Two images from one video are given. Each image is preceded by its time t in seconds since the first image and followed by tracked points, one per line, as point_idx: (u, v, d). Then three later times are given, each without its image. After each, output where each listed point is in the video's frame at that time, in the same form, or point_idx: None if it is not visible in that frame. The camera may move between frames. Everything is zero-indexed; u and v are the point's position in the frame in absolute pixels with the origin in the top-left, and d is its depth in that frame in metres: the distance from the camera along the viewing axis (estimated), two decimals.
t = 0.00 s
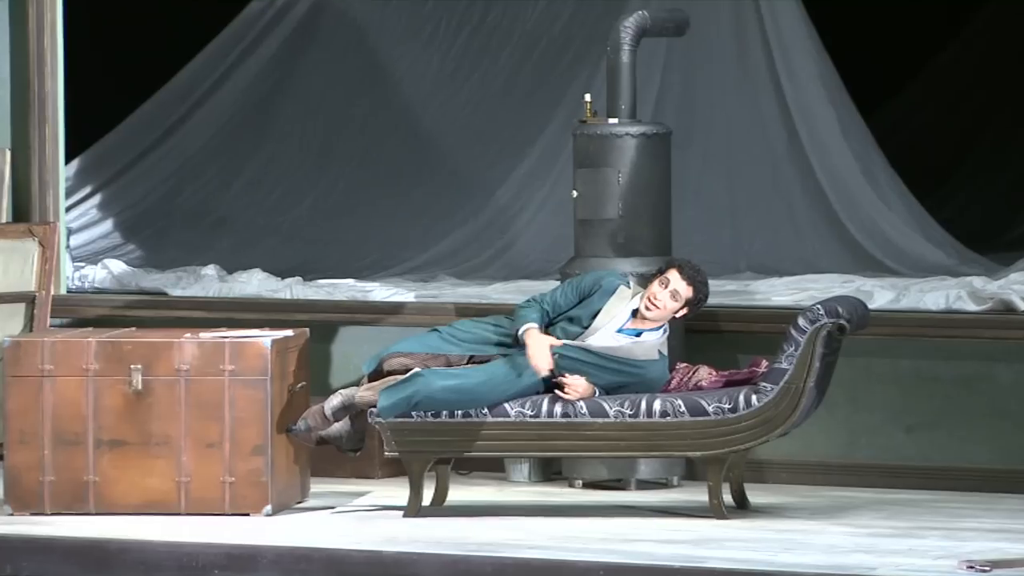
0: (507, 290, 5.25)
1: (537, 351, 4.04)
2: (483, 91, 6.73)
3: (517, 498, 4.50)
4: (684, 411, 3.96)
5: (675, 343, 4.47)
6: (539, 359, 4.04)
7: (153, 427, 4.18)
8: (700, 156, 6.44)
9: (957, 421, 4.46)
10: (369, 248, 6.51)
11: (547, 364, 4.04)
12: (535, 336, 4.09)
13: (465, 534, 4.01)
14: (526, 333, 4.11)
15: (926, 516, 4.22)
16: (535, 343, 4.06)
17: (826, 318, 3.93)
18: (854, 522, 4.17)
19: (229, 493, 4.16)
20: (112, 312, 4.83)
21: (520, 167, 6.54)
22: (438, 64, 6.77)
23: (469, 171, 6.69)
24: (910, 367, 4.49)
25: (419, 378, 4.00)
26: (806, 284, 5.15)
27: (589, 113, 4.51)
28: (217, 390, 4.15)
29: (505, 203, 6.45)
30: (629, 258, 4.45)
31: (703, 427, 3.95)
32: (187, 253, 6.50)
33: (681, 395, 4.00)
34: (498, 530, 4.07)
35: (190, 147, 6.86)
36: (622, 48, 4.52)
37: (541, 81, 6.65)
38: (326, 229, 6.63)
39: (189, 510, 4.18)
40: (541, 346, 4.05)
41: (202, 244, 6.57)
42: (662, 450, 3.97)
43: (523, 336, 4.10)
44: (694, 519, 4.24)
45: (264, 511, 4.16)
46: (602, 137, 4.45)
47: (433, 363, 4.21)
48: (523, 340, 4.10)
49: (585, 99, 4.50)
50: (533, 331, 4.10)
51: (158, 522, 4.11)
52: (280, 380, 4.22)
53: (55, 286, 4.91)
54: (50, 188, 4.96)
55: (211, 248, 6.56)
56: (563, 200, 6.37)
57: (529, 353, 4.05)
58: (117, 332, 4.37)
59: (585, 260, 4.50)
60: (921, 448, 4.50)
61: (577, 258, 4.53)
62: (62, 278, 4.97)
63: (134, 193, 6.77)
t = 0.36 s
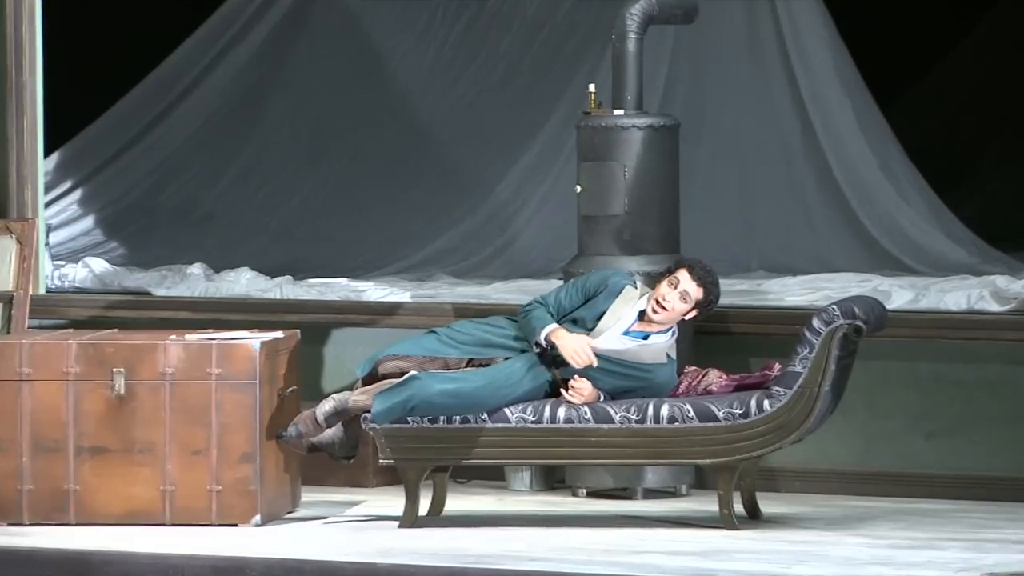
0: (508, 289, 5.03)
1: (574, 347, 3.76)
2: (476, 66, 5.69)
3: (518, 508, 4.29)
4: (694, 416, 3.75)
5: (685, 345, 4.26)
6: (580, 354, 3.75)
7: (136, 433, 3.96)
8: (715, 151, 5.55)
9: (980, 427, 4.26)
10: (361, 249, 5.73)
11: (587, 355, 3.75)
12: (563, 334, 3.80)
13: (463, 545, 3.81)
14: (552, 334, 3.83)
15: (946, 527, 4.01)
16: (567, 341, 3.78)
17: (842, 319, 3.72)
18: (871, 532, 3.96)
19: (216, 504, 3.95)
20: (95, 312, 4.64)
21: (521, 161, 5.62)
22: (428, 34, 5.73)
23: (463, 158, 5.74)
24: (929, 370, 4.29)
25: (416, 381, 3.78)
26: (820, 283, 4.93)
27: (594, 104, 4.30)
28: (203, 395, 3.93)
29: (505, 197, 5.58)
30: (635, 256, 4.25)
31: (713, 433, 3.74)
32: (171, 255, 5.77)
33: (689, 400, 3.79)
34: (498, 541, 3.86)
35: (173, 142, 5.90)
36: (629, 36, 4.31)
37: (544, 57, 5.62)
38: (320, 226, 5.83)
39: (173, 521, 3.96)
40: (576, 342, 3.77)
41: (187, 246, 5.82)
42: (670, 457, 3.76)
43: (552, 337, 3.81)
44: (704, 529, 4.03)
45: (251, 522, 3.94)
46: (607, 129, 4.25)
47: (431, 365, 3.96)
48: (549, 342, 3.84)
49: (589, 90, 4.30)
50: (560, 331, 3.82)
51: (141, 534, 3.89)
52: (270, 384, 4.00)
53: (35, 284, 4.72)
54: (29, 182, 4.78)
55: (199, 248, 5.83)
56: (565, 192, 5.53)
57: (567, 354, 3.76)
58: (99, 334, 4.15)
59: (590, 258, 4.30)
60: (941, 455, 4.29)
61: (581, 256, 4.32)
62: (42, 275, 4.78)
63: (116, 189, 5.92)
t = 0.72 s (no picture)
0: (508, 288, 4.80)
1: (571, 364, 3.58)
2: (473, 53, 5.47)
3: (519, 518, 4.09)
4: (703, 421, 3.56)
5: (694, 347, 4.06)
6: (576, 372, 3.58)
7: (118, 439, 3.75)
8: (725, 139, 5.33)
9: (1002, 433, 4.06)
10: (355, 246, 5.52)
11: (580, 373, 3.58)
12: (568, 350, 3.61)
13: (460, 557, 3.60)
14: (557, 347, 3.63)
15: (967, 537, 3.81)
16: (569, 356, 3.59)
17: (858, 319, 3.51)
18: (889, 543, 3.75)
19: (201, 513, 3.73)
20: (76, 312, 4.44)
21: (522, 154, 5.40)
22: (423, 22, 5.52)
23: (467, 149, 5.51)
24: (949, 373, 4.09)
25: (413, 386, 3.57)
26: (833, 283, 4.73)
27: (598, 94, 4.10)
28: (189, 399, 3.72)
29: (505, 192, 5.36)
30: (642, 253, 4.06)
31: (723, 439, 3.54)
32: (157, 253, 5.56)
33: (698, 404, 3.59)
34: (496, 552, 3.65)
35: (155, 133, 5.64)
36: (635, 22, 4.10)
37: (545, 45, 5.43)
38: (318, 221, 5.61)
39: (157, 531, 3.75)
40: (576, 357, 3.59)
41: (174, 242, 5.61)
42: (677, 464, 3.56)
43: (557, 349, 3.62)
44: (714, 540, 3.83)
45: (239, 532, 3.73)
46: (612, 120, 4.05)
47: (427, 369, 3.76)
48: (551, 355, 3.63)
49: (594, 79, 4.10)
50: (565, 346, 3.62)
51: (122, 545, 3.68)
52: (259, 388, 3.79)
53: (14, 282, 4.52)
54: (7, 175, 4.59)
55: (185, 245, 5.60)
56: (568, 185, 5.31)
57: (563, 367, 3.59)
58: (79, 335, 3.94)
59: (594, 255, 4.10)
60: (961, 462, 4.09)
61: (585, 253, 4.12)
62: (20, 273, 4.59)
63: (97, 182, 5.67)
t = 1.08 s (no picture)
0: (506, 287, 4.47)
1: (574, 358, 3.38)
2: (465, 21, 4.80)
3: (520, 528, 3.89)
4: (712, 427, 3.36)
5: (703, 349, 3.87)
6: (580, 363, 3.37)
7: (98, 445, 3.55)
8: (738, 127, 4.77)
9: None
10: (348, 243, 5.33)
11: (583, 368, 3.36)
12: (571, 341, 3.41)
13: (456, 569, 3.41)
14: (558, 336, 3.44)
15: (990, 549, 3.61)
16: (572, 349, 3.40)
17: (875, 320, 3.32)
18: (908, 555, 3.55)
19: (185, 523, 3.53)
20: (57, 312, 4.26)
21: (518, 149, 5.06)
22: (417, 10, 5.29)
23: (458, 137, 4.87)
24: (971, 376, 3.90)
25: (407, 390, 3.40)
26: (848, 281, 4.52)
27: (602, 83, 3.90)
28: (172, 403, 3.52)
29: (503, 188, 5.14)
30: (648, 250, 3.87)
31: (733, 446, 3.35)
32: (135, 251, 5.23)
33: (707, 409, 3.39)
34: (495, 564, 3.46)
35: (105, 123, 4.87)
36: (640, 9, 3.90)
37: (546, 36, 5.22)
38: (296, 223, 4.98)
39: (139, 543, 3.55)
40: (578, 350, 3.39)
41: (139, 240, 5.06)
42: (685, 472, 3.37)
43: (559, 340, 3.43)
44: (724, 551, 3.63)
45: (225, 543, 3.53)
46: (617, 111, 3.85)
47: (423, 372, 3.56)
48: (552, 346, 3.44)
49: (597, 68, 3.90)
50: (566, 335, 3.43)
51: (101, 558, 3.48)
52: (247, 392, 3.59)
53: None
54: None
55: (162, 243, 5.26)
56: (571, 182, 4.67)
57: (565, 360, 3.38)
58: (58, 336, 3.74)
59: (598, 253, 3.90)
60: (982, 470, 3.90)
61: (588, 251, 3.92)
62: None
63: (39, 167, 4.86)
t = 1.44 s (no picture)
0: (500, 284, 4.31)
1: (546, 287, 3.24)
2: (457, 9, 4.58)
3: (516, 537, 3.71)
4: (717, 431, 3.18)
5: (708, 349, 3.69)
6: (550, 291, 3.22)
7: (75, 449, 3.37)
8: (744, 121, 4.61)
9: None
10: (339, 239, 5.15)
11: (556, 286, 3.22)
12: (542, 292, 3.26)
13: None
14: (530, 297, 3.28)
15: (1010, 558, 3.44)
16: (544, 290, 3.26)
17: (889, 319, 3.14)
18: (924, 565, 3.38)
19: (167, 531, 3.35)
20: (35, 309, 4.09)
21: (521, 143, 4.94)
22: None
23: (454, 128, 4.64)
24: (987, 378, 3.72)
25: (398, 396, 3.21)
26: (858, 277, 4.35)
27: (604, 71, 3.73)
28: (153, 405, 3.34)
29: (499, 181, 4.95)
30: (650, 246, 3.69)
31: (739, 450, 3.17)
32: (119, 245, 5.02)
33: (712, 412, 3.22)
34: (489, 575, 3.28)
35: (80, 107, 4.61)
36: None
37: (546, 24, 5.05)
38: (282, 221, 4.68)
39: (118, 553, 3.37)
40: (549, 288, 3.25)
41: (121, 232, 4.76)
42: (690, 479, 3.19)
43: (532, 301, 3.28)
44: (730, 561, 3.45)
45: (207, 553, 3.35)
46: (618, 100, 3.68)
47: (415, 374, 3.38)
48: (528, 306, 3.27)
49: (598, 55, 3.73)
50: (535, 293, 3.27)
51: (77, 568, 3.30)
52: (230, 394, 3.41)
53: None
54: None
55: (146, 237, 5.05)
56: (570, 175, 4.46)
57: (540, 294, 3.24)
58: (33, 335, 3.56)
59: (598, 249, 3.73)
60: (999, 476, 3.73)
61: (588, 246, 3.75)
62: None
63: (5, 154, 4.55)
